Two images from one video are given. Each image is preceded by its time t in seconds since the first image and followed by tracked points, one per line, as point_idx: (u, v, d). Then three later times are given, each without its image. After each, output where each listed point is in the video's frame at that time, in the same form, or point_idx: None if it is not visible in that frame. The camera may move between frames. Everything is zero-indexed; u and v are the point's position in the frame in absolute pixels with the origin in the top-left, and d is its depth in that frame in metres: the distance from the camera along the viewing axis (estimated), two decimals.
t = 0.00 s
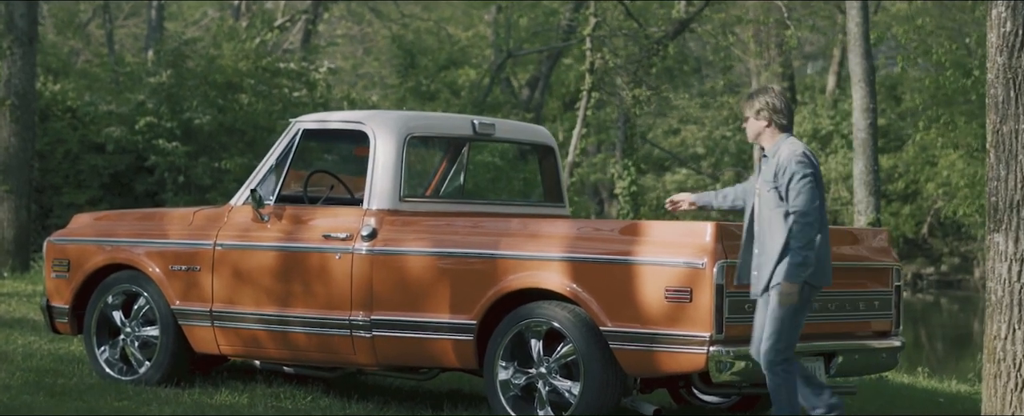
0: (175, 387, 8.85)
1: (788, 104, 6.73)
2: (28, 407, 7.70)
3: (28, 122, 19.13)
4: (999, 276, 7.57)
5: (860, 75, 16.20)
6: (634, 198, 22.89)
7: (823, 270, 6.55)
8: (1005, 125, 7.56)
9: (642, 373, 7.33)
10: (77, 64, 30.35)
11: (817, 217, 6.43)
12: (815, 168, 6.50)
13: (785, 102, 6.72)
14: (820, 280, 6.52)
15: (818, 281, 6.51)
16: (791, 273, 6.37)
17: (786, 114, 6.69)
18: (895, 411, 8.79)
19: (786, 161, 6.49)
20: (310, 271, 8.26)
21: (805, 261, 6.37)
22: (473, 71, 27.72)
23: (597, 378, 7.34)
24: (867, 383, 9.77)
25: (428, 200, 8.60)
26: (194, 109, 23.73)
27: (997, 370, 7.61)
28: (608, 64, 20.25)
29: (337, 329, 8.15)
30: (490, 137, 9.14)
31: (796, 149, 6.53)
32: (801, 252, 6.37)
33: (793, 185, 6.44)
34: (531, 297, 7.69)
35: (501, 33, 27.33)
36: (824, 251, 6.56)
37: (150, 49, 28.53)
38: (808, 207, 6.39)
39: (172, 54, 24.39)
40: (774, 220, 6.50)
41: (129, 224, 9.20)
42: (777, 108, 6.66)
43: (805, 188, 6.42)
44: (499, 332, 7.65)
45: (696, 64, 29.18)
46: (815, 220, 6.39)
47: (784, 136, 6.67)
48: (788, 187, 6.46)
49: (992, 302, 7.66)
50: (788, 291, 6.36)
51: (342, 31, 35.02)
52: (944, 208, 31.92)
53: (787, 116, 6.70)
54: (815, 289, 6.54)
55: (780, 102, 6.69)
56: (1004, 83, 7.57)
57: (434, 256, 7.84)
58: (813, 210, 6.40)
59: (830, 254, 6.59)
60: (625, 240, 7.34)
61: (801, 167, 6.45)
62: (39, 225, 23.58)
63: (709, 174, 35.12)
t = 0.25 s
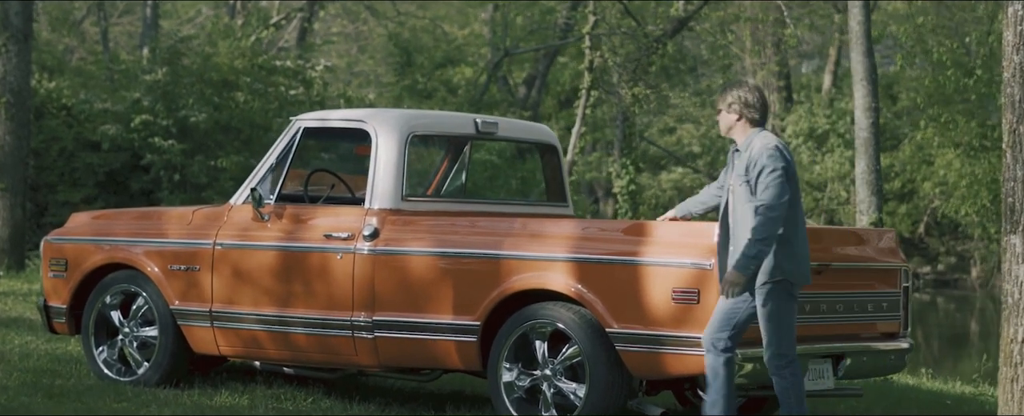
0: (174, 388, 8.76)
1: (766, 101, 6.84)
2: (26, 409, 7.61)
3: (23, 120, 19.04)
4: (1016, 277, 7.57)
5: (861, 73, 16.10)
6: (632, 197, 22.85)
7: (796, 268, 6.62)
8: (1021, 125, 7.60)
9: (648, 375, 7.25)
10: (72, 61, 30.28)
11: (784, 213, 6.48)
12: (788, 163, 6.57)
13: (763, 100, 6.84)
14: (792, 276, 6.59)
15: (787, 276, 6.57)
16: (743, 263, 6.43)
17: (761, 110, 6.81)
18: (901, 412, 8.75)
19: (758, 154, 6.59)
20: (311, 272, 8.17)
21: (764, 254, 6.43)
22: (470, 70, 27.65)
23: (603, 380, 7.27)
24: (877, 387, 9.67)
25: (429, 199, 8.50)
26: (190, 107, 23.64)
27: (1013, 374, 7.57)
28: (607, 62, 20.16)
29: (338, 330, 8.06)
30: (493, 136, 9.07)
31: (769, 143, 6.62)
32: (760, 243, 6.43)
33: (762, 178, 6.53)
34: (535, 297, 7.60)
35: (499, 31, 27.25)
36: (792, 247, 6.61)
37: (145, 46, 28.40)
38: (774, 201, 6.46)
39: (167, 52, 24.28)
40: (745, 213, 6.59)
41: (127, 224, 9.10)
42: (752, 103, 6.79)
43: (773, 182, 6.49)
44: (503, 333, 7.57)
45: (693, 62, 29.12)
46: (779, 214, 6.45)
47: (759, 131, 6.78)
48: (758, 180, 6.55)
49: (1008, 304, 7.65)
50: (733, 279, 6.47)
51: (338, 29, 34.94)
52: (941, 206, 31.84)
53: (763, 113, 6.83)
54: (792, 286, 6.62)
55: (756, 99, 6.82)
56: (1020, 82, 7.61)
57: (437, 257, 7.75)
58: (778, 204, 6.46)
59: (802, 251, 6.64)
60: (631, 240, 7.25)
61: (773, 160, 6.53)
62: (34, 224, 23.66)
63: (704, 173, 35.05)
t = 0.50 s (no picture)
0: (174, 390, 8.64)
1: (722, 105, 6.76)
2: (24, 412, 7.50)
3: (19, 118, 18.91)
4: None
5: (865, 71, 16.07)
6: (632, 196, 22.75)
7: (751, 274, 6.51)
8: None
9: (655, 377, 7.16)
10: (67, 59, 30.16)
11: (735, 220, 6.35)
12: (738, 167, 6.46)
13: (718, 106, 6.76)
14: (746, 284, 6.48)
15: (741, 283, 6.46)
16: (705, 276, 6.34)
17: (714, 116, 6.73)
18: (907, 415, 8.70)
19: (704, 161, 6.49)
20: (312, 272, 8.06)
21: (716, 264, 6.32)
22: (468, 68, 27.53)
23: (610, 382, 7.17)
24: (890, 391, 9.57)
25: (432, 198, 8.39)
26: (186, 105, 23.51)
27: None
28: (607, 59, 20.09)
29: (340, 331, 7.95)
30: (497, 134, 8.99)
31: (719, 149, 6.52)
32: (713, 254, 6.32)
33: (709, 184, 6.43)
34: (541, 298, 7.50)
35: (497, 29, 27.14)
36: (747, 254, 6.49)
37: (140, 43, 28.29)
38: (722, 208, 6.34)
39: (164, 50, 24.14)
40: (699, 223, 6.47)
41: (126, 224, 8.99)
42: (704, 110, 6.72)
43: (723, 189, 6.37)
44: (509, 334, 7.47)
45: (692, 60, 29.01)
46: (729, 221, 6.33)
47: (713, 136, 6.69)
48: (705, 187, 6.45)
49: None
50: (701, 294, 6.36)
51: (334, 27, 34.81)
52: (938, 204, 31.80)
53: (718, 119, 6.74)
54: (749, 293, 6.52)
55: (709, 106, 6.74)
56: None
57: (440, 257, 7.64)
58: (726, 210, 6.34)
59: (759, 256, 6.52)
60: (638, 240, 7.12)
61: (718, 166, 6.42)
62: (30, 222, 23.62)
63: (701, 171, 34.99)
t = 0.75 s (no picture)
0: (172, 394, 8.53)
1: (669, 92, 6.63)
2: None
3: (13, 118, 18.81)
4: None
5: (868, 70, 15.99)
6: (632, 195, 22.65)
7: (703, 260, 6.34)
8: None
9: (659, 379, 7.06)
10: (63, 58, 30.05)
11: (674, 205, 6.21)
12: (677, 151, 6.34)
13: (670, 92, 6.65)
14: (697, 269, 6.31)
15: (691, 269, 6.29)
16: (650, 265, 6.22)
17: (664, 102, 6.60)
18: None
19: (641, 149, 6.38)
20: (312, 273, 7.95)
21: (660, 249, 6.19)
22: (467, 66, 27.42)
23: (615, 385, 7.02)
24: (901, 396, 9.46)
25: (433, 198, 8.29)
26: (183, 104, 23.34)
27: None
28: (607, 57, 20.00)
29: (341, 333, 7.84)
30: (500, 133, 8.89)
31: (659, 135, 6.41)
32: (656, 240, 6.19)
33: (646, 170, 6.31)
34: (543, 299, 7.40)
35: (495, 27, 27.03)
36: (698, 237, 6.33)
37: (137, 42, 28.19)
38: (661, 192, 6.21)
39: (160, 49, 24.03)
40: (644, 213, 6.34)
41: (124, 225, 8.88)
42: (651, 96, 6.61)
43: (661, 175, 6.23)
44: (512, 336, 7.36)
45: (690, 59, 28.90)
46: (669, 204, 6.19)
47: (661, 123, 6.57)
48: (644, 174, 6.33)
49: None
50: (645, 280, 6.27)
51: (331, 26, 34.70)
52: (938, 203, 31.72)
53: (669, 105, 6.62)
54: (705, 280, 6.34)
55: (658, 92, 6.62)
56: None
57: (442, 258, 7.53)
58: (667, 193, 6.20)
59: (706, 242, 6.35)
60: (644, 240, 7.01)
61: (655, 153, 6.30)
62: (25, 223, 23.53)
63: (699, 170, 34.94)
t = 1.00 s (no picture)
0: (170, 397, 8.39)
1: (626, 94, 6.95)
2: None
3: (11, 118, 18.71)
4: None
5: (873, 68, 15.88)
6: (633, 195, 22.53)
7: (641, 255, 6.60)
8: None
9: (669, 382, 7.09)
10: (60, 58, 29.92)
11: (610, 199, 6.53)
12: (617, 149, 6.65)
13: (622, 92, 6.95)
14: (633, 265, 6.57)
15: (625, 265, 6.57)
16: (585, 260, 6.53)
17: (615, 103, 6.91)
18: None
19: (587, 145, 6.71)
20: (311, 274, 7.84)
21: (595, 244, 6.50)
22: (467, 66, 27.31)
23: (621, 388, 6.93)
24: (909, 397, 9.34)
25: (434, 199, 8.19)
26: (181, 105, 23.15)
27: None
28: (609, 56, 19.87)
29: (341, 336, 7.72)
30: (502, 132, 8.74)
31: (603, 133, 6.73)
32: (592, 235, 6.51)
33: (590, 167, 6.62)
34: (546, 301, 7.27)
35: (495, 26, 26.94)
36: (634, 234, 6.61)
37: (135, 43, 28.07)
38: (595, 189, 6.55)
39: (158, 49, 23.88)
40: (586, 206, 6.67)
41: (121, 226, 8.75)
42: (603, 96, 6.93)
43: (599, 171, 6.57)
44: (516, 338, 7.23)
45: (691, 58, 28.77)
46: (601, 199, 6.52)
47: (610, 122, 6.89)
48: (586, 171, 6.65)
49: None
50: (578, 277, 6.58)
51: (330, 25, 34.58)
52: (940, 203, 31.61)
53: (620, 104, 6.92)
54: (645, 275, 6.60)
55: (610, 92, 6.94)
56: None
57: (444, 259, 7.41)
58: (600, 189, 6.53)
59: (645, 236, 6.64)
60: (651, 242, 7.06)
61: (596, 149, 6.63)
62: (23, 224, 23.43)
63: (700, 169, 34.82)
